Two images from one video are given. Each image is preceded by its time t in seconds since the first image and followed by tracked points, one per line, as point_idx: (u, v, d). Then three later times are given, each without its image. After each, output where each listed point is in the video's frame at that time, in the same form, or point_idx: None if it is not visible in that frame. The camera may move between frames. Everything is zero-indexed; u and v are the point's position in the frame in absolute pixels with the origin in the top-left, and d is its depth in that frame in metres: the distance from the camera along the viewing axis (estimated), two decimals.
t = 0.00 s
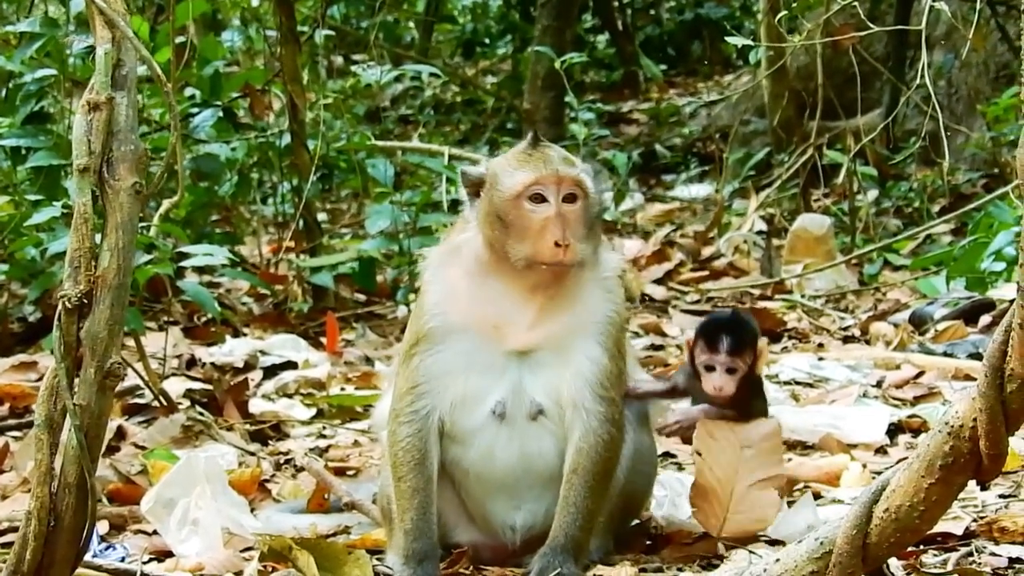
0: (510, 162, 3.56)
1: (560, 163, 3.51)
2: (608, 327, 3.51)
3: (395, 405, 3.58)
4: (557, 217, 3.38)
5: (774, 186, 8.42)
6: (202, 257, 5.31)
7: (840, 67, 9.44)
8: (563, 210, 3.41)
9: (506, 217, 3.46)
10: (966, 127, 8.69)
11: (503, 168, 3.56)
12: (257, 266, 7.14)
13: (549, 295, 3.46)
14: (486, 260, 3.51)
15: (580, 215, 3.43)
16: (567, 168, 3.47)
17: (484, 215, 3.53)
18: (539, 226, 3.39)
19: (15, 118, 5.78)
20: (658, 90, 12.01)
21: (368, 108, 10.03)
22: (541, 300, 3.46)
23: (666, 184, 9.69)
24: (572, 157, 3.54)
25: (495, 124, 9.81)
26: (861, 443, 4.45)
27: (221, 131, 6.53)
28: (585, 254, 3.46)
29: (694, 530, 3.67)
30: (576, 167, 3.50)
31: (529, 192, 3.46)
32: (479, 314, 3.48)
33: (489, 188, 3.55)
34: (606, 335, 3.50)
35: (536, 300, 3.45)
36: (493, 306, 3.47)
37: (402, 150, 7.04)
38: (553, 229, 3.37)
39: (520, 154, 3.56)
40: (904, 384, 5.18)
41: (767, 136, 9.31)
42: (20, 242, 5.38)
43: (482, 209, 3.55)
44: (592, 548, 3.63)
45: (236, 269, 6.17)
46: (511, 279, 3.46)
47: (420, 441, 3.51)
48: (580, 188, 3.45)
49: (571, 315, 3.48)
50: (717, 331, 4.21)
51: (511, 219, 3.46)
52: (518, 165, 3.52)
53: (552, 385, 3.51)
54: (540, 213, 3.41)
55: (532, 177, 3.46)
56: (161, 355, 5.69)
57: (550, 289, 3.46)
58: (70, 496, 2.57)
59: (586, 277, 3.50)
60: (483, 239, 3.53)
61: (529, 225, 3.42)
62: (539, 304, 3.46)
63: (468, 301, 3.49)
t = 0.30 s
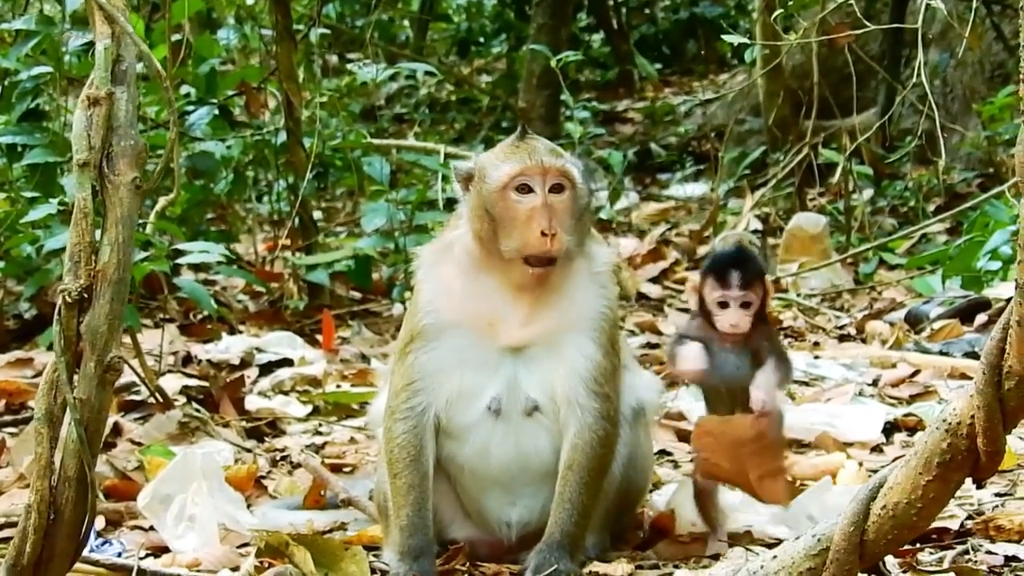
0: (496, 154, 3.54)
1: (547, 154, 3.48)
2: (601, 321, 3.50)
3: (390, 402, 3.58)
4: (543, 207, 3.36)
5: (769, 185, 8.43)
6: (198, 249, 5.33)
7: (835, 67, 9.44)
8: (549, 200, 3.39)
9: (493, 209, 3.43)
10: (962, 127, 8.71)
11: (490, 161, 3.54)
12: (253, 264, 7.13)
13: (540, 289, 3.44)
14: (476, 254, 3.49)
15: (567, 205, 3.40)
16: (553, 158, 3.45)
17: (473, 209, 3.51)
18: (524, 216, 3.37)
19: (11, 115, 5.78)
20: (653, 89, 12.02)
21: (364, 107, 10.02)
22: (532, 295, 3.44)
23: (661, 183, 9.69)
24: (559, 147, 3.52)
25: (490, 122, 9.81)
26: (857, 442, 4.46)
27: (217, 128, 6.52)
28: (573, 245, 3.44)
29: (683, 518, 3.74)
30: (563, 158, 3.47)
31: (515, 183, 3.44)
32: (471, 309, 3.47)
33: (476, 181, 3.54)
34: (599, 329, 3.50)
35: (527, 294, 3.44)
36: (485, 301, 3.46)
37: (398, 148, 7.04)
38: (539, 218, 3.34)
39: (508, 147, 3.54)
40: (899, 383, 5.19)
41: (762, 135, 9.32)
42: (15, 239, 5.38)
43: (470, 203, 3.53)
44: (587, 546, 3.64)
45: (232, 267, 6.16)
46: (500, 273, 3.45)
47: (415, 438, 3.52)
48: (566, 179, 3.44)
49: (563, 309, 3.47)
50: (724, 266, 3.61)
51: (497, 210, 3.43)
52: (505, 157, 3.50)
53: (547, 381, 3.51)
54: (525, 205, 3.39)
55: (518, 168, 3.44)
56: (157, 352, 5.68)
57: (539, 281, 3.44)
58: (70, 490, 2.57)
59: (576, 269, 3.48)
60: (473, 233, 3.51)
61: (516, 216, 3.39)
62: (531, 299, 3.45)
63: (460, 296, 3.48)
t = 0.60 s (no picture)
0: (501, 153, 3.56)
1: (553, 151, 3.51)
2: (602, 319, 3.51)
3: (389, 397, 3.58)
4: (547, 206, 3.39)
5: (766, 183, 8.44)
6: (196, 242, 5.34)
7: (832, 65, 9.45)
8: (554, 198, 3.42)
9: (498, 205, 3.47)
10: (958, 126, 8.72)
11: (495, 160, 3.55)
12: (249, 258, 7.12)
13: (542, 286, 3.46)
14: (479, 252, 3.52)
15: (572, 204, 3.43)
16: (559, 156, 3.48)
17: (477, 206, 3.53)
18: (529, 214, 3.41)
19: (10, 109, 5.76)
20: (650, 86, 12.02)
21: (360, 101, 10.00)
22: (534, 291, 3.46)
23: (657, 180, 9.69)
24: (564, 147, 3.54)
25: (487, 118, 9.80)
26: (854, 439, 4.47)
27: (214, 123, 6.51)
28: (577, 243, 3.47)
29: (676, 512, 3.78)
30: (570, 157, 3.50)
31: (519, 181, 3.47)
32: (472, 306, 3.48)
33: (481, 178, 3.56)
34: (599, 326, 3.51)
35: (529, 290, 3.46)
36: (486, 298, 3.48)
37: (395, 143, 7.03)
38: (543, 216, 3.37)
39: (514, 144, 3.57)
40: (896, 380, 5.21)
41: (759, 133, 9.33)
42: (13, 233, 5.36)
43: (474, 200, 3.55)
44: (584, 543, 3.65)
45: (229, 261, 6.15)
46: (504, 270, 3.47)
47: (413, 433, 3.51)
48: (570, 177, 3.46)
49: (564, 307, 3.49)
50: (781, 404, 3.35)
51: (501, 206, 3.47)
52: (511, 154, 3.53)
53: (546, 377, 3.52)
54: (531, 202, 3.42)
55: (523, 165, 3.47)
56: (154, 346, 5.67)
57: (540, 278, 3.47)
58: (70, 485, 2.56)
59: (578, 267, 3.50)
60: (478, 230, 3.54)
61: (521, 213, 3.42)
62: (531, 295, 3.47)
63: (462, 292, 3.50)
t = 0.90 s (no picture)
0: (508, 176, 3.48)
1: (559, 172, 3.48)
2: (599, 325, 3.62)
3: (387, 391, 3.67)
4: (556, 239, 3.41)
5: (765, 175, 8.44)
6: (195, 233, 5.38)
7: (833, 57, 9.43)
8: (561, 227, 3.42)
9: (501, 225, 3.46)
10: (958, 118, 8.71)
11: (501, 180, 3.50)
12: (248, 250, 7.10)
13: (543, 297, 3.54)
14: (477, 257, 3.58)
15: (577, 233, 3.45)
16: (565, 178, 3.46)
17: (481, 223, 3.53)
18: (536, 245, 3.42)
19: (6, 99, 5.76)
20: (651, 79, 12.00)
21: (360, 93, 9.97)
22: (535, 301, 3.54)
23: (657, 172, 9.68)
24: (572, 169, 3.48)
25: (487, 110, 9.78)
26: (849, 430, 4.48)
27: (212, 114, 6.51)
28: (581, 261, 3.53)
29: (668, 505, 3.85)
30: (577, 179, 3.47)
31: (529, 213, 3.42)
32: (472, 309, 3.58)
33: (486, 197, 3.52)
34: (597, 332, 3.62)
35: (530, 300, 3.54)
36: (486, 303, 3.57)
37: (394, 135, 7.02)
38: (552, 252, 3.41)
39: (520, 159, 3.53)
40: (892, 371, 5.22)
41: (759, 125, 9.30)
42: (9, 223, 5.36)
43: (478, 216, 3.54)
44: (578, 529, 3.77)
45: (227, 252, 6.14)
46: (503, 282, 3.53)
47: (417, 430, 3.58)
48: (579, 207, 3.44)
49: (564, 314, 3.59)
50: (797, 414, 3.39)
51: (509, 232, 3.46)
52: (517, 173, 3.49)
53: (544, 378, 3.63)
54: (537, 230, 3.42)
55: (530, 193, 3.43)
56: (151, 338, 5.66)
57: (541, 293, 3.52)
58: (58, 474, 2.56)
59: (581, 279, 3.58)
60: (478, 242, 3.56)
61: (528, 242, 3.43)
62: (532, 303, 3.56)
63: (463, 296, 3.58)
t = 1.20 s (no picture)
0: (427, 162, 3.78)
1: (477, 160, 3.77)
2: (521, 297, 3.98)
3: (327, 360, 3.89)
4: (471, 227, 3.74)
5: (704, 139, 8.44)
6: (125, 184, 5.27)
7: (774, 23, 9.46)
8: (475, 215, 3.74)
9: (421, 212, 3.78)
10: (898, 86, 8.78)
11: (422, 166, 3.79)
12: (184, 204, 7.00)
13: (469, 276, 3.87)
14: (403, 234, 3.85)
15: (493, 220, 3.76)
16: (479, 168, 3.75)
17: (406, 206, 3.82)
18: (452, 232, 3.75)
19: None
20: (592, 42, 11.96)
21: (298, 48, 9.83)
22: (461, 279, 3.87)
23: (597, 135, 9.68)
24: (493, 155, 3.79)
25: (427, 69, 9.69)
26: (781, 394, 4.54)
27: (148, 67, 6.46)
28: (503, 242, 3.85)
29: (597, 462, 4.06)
30: (491, 167, 3.76)
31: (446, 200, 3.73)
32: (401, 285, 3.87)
33: (409, 180, 3.81)
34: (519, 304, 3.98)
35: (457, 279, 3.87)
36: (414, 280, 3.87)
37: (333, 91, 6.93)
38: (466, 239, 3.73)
39: (440, 143, 3.79)
40: (826, 337, 5.28)
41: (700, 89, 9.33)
42: None
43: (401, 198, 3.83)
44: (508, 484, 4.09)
45: (161, 205, 6.05)
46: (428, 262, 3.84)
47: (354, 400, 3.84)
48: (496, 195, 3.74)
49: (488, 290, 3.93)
50: (701, 362, 3.41)
51: (430, 218, 3.77)
52: (435, 158, 3.77)
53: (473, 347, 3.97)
54: (452, 217, 3.74)
55: (446, 182, 3.73)
56: (81, 289, 5.55)
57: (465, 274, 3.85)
58: None
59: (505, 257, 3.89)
60: (402, 222, 3.85)
61: (448, 228, 3.75)
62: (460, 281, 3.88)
63: (392, 271, 3.87)
